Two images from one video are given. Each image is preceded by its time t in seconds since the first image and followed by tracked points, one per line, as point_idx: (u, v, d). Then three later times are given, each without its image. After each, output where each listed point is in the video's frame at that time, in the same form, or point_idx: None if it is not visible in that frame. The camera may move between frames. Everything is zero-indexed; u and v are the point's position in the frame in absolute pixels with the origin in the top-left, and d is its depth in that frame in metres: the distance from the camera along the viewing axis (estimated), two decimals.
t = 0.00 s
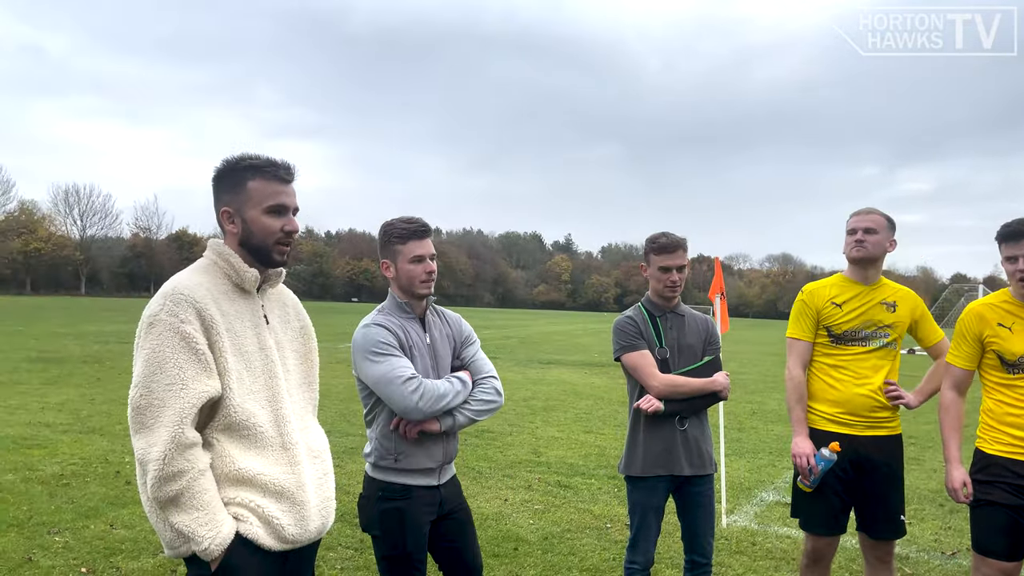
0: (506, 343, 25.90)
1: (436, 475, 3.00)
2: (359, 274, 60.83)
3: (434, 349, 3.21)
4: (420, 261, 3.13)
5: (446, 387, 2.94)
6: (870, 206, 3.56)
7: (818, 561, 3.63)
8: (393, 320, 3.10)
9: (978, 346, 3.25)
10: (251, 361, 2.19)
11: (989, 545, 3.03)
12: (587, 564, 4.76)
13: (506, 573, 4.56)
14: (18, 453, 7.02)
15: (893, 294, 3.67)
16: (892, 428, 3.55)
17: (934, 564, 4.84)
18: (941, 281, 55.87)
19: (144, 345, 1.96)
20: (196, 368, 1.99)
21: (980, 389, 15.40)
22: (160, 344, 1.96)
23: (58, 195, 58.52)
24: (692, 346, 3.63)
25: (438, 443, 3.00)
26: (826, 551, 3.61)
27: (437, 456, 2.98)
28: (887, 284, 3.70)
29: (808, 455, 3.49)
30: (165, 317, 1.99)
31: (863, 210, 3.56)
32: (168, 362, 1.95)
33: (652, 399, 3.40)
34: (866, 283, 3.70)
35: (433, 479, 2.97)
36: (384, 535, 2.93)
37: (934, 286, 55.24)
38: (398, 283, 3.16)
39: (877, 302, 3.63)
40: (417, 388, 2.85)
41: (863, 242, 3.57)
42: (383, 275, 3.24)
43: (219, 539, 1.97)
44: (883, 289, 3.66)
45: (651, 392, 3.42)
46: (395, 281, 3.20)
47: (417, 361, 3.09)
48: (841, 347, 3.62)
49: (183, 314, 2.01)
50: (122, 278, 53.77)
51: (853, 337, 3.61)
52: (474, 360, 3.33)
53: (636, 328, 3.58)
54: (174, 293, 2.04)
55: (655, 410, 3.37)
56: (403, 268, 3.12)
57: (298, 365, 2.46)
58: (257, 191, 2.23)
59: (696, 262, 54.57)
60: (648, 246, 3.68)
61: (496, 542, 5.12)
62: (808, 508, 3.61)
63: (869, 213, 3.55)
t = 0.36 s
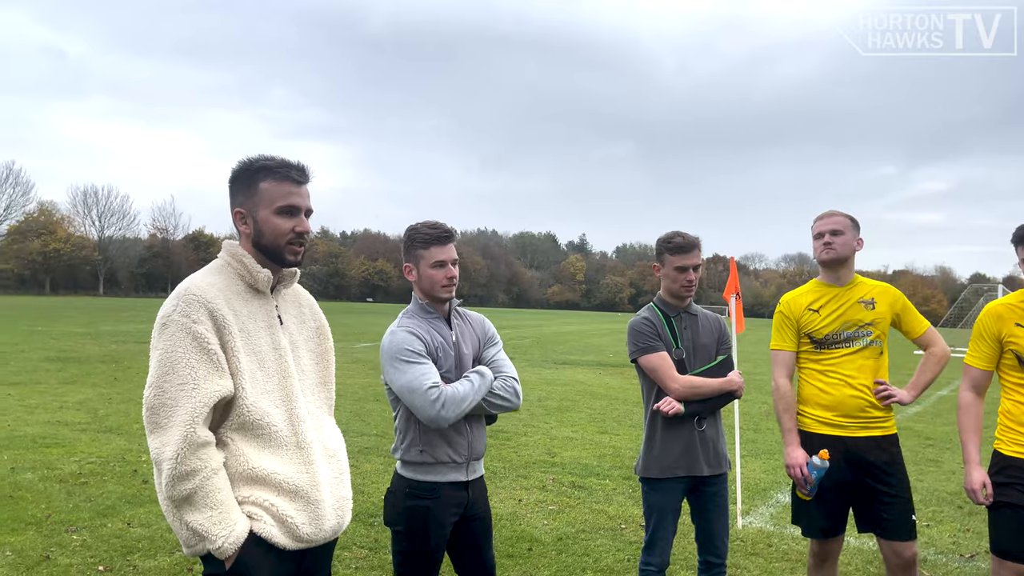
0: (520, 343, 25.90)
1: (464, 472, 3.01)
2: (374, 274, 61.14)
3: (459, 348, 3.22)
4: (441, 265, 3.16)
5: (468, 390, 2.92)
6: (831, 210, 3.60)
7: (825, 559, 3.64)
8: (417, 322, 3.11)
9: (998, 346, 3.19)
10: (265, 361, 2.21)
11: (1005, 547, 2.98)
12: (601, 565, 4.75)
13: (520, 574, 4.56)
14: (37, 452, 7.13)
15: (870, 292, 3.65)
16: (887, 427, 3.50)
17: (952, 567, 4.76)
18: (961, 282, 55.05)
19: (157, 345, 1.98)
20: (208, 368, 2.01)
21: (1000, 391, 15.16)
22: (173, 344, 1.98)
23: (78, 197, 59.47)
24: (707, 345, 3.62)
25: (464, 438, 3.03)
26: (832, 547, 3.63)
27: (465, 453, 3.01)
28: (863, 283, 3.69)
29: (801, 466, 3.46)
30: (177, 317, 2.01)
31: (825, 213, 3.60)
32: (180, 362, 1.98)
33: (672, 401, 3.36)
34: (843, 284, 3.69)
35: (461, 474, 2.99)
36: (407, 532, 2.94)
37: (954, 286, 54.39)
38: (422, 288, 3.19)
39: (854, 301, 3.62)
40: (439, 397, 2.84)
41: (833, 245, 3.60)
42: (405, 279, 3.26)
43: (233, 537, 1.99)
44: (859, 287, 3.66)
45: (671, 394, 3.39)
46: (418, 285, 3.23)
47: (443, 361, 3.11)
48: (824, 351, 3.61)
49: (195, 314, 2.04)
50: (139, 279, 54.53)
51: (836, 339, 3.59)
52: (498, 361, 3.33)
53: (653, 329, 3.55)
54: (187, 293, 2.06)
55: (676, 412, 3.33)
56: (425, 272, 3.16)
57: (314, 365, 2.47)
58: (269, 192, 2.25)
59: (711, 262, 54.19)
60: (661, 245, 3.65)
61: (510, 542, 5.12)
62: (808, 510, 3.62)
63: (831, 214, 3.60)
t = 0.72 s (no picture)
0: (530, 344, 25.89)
1: (490, 468, 3.02)
2: (384, 274, 61.35)
3: (484, 345, 3.23)
4: (467, 262, 3.17)
5: (482, 397, 2.91)
6: (812, 214, 3.59)
7: (832, 560, 3.62)
8: (443, 318, 3.13)
9: (1011, 346, 3.15)
10: (273, 360, 2.23)
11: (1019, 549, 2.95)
12: (611, 565, 4.74)
13: (530, 573, 4.56)
14: (51, 451, 7.22)
15: (862, 295, 3.58)
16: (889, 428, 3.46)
17: (965, 568, 4.71)
18: (975, 282, 54.47)
19: (166, 345, 2.00)
20: (216, 367, 2.02)
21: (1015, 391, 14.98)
22: (182, 344, 2.00)
23: (91, 198, 60.09)
24: (716, 345, 3.60)
25: (491, 434, 3.05)
26: (838, 549, 3.61)
27: (490, 448, 3.01)
28: (853, 285, 3.62)
29: (815, 466, 3.39)
30: (186, 317, 2.03)
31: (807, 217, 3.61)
32: (189, 362, 1.99)
33: (684, 404, 3.34)
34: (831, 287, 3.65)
35: (488, 470, 3.00)
36: (436, 527, 2.94)
37: (968, 286, 53.80)
38: (448, 283, 3.21)
39: (845, 304, 3.57)
40: (451, 404, 2.85)
41: (821, 250, 3.58)
42: (435, 276, 3.30)
43: (243, 535, 2.00)
44: (850, 290, 3.60)
45: (682, 398, 3.36)
46: (445, 283, 3.25)
47: (470, 358, 3.12)
48: (818, 356, 3.60)
49: (203, 314, 2.05)
50: (150, 279, 55.06)
51: (828, 344, 3.57)
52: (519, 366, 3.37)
53: (661, 332, 3.53)
54: (195, 293, 2.08)
55: (688, 415, 3.32)
56: (452, 268, 3.18)
57: (322, 364, 2.49)
58: (289, 199, 2.26)
59: (722, 262, 53.93)
60: (667, 245, 3.61)
61: (520, 542, 5.12)
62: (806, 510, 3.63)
63: (810, 217, 3.61)
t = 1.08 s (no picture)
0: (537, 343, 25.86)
1: (500, 467, 3.01)
2: (391, 274, 61.47)
3: (495, 345, 3.23)
4: (480, 261, 3.17)
5: (491, 395, 2.90)
6: (825, 215, 3.56)
7: (838, 562, 3.60)
8: (455, 317, 3.13)
9: (1022, 346, 3.11)
10: (279, 361, 2.23)
11: None
12: (618, 565, 4.73)
13: (537, 573, 4.55)
14: (60, 451, 7.26)
15: (868, 299, 3.54)
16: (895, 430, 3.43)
17: (973, 570, 4.67)
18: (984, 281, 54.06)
19: (175, 345, 2.01)
20: (224, 368, 2.03)
21: None
22: (191, 344, 2.00)
23: (100, 198, 60.51)
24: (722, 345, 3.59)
25: (500, 434, 3.04)
26: (844, 551, 3.59)
27: (498, 448, 3.00)
28: (860, 288, 3.60)
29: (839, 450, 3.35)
30: (195, 318, 2.03)
31: (818, 218, 3.58)
32: (197, 362, 2.00)
33: (697, 408, 3.33)
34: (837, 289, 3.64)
35: (497, 470, 3.00)
36: (441, 525, 2.94)
37: (978, 286, 53.40)
38: (462, 283, 3.22)
39: (849, 308, 3.54)
40: (459, 401, 2.85)
41: (836, 251, 3.53)
42: (449, 275, 3.30)
43: (250, 535, 2.01)
44: (856, 294, 3.56)
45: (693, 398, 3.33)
46: (459, 282, 3.25)
47: (481, 357, 3.12)
48: (823, 359, 3.59)
49: (212, 315, 2.06)
50: (159, 279, 55.44)
51: (832, 347, 3.56)
52: (530, 367, 3.38)
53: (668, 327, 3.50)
54: (204, 294, 2.08)
55: (700, 417, 3.31)
56: (465, 267, 3.18)
57: (326, 365, 2.50)
58: (299, 199, 2.27)
59: (728, 262, 53.70)
60: (673, 245, 3.57)
61: (527, 542, 5.12)
62: (805, 510, 3.62)
63: (823, 219, 3.58)
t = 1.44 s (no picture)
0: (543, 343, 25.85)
1: (499, 467, 3.01)
2: (396, 273, 61.57)
3: (495, 344, 3.23)
4: (478, 260, 3.16)
5: (488, 395, 2.90)
6: (836, 216, 3.55)
7: (843, 562, 3.58)
8: (454, 316, 3.14)
9: None
10: (286, 360, 2.24)
11: None
12: (622, 565, 4.72)
13: (541, 573, 4.55)
14: (67, 450, 7.30)
15: (873, 299, 3.52)
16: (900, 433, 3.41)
17: (979, 570, 4.64)
18: (992, 282, 53.73)
19: (182, 344, 2.01)
20: (232, 367, 2.04)
21: None
22: (197, 344, 2.01)
23: (107, 198, 60.80)
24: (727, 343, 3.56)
25: (499, 433, 3.04)
26: (849, 551, 3.57)
27: (497, 448, 3.00)
28: (864, 288, 3.59)
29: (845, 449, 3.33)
30: (202, 317, 2.04)
31: (825, 218, 3.58)
32: (204, 362, 2.01)
33: (699, 406, 3.33)
34: (837, 292, 3.61)
35: (497, 470, 2.99)
36: (441, 525, 2.95)
37: (986, 286, 53.09)
38: (461, 282, 3.22)
39: (852, 309, 3.53)
40: (455, 401, 2.86)
41: (845, 253, 3.52)
42: (448, 275, 3.31)
43: (254, 535, 2.02)
44: (860, 295, 3.54)
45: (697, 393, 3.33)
46: (457, 282, 3.26)
47: (479, 356, 3.12)
48: (827, 361, 3.57)
49: (219, 314, 2.07)
50: (165, 279, 55.71)
51: (836, 348, 3.54)
52: (531, 367, 3.37)
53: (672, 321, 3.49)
54: (211, 293, 2.09)
55: (702, 416, 3.31)
56: (463, 266, 3.18)
57: (331, 365, 2.50)
58: (291, 189, 2.29)
59: (734, 263, 53.52)
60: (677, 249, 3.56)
61: (531, 542, 5.12)
62: (810, 512, 3.61)
63: (834, 219, 3.57)
